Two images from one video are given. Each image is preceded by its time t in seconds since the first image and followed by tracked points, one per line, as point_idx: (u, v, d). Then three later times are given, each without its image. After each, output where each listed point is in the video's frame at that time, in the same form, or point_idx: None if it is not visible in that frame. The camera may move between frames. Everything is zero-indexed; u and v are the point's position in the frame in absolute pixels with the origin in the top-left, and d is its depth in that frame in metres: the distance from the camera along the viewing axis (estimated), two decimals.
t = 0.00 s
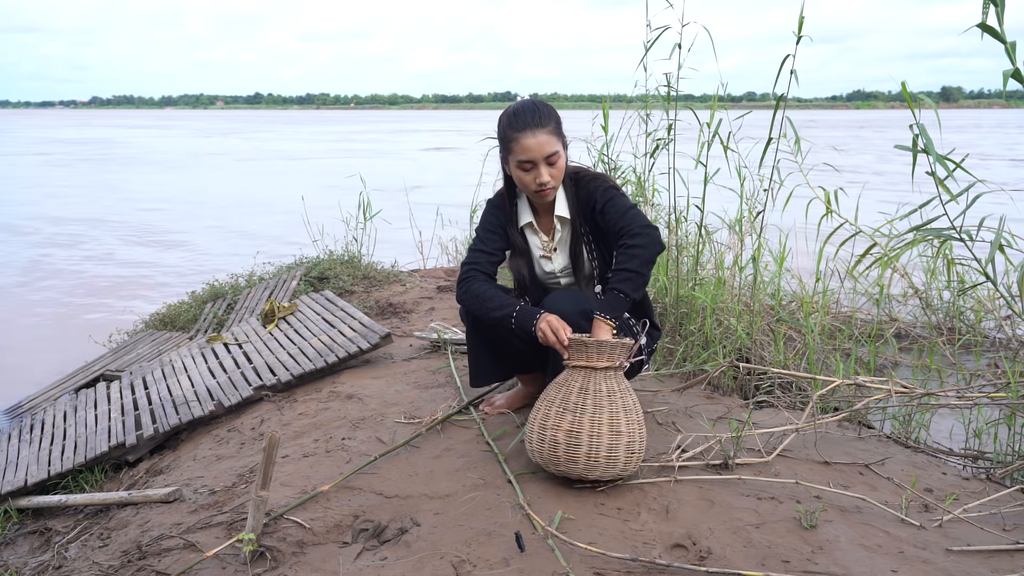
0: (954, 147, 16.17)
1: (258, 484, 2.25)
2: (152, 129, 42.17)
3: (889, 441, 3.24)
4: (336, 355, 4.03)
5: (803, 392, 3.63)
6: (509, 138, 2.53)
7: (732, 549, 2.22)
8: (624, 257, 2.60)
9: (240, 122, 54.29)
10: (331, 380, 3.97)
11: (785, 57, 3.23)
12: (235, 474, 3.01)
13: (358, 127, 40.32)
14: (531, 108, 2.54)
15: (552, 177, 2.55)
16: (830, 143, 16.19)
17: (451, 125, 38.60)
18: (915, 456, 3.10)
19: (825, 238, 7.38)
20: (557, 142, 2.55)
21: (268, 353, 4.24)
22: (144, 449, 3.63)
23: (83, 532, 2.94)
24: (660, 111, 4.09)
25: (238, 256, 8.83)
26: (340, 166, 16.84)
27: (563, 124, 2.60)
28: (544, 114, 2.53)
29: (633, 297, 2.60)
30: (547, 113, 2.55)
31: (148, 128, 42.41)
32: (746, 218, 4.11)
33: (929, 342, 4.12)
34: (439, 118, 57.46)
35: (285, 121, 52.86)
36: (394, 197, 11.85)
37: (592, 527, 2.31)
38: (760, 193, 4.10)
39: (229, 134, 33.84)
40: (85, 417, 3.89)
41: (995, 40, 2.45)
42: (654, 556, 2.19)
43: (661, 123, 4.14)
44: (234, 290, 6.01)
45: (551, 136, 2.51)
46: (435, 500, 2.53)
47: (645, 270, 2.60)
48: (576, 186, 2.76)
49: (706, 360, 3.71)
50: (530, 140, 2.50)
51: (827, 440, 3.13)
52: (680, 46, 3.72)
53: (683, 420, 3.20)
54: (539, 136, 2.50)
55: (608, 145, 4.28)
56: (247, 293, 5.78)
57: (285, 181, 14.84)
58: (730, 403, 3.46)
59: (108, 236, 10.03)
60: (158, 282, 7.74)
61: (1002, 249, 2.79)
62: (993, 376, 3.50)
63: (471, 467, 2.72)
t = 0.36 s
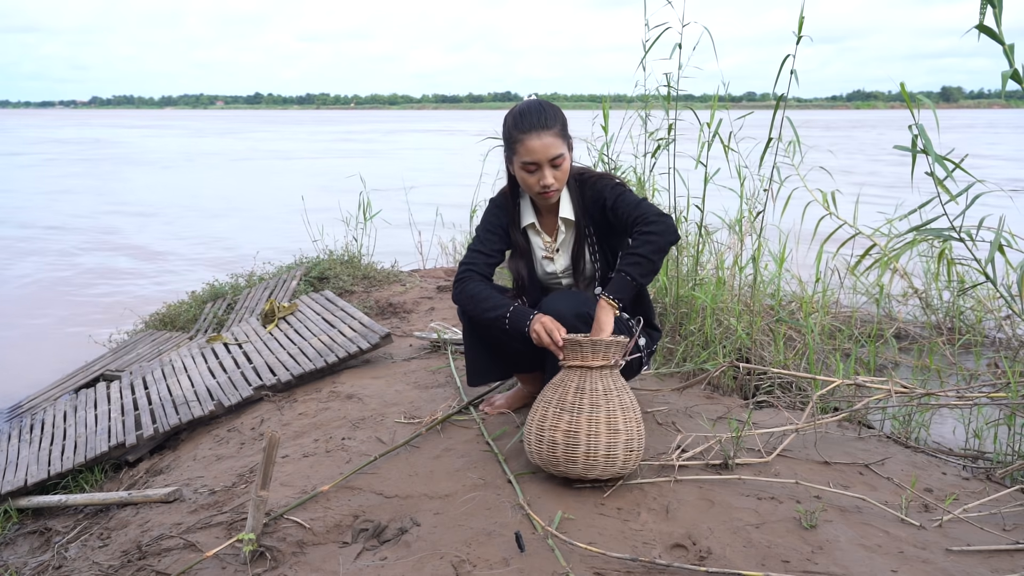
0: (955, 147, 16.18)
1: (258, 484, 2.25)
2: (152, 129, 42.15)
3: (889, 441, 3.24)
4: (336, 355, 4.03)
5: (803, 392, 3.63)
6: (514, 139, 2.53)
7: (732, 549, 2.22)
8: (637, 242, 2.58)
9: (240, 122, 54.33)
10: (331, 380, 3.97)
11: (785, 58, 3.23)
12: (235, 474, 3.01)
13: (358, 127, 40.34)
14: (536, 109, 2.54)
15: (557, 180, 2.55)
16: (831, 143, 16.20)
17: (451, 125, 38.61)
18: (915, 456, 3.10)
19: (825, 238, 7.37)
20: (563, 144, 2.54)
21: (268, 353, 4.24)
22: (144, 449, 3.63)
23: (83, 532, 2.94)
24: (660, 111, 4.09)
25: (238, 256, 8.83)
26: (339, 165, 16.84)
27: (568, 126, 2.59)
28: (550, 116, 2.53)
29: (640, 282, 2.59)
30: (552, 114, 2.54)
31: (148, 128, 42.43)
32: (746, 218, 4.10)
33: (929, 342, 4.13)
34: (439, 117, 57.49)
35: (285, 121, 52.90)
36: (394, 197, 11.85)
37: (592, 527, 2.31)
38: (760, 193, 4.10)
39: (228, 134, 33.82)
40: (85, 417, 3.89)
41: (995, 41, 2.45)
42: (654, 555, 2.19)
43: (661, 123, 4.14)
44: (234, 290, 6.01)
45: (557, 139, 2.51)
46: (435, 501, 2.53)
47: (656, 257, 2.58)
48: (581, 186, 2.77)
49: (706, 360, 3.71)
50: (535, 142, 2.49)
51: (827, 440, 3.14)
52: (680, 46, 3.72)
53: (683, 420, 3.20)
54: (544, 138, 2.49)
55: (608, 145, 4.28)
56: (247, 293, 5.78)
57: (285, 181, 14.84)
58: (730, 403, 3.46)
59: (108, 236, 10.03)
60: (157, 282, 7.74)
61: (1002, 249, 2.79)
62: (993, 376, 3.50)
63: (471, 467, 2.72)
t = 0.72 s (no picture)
0: (955, 147, 16.19)
1: (259, 484, 2.26)
2: (152, 130, 42.18)
3: (889, 441, 3.24)
4: (336, 355, 4.03)
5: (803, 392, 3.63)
6: (516, 139, 2.53)
7: (732, 549, 2.22)
8: (630, 258, 2.61)
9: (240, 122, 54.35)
10: (331, 380, 3.97)
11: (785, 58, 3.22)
12: (235, 474, 3.01)
13: (358, 127, 40.36)
14: (540, 111, 2.54)
15: (558, 181, 2.56)
16: (831, 143, 16.21)
17: (450, 125, 38.63)
18: (915, 456, 3.10)
19: (825, 239, 7.38)
20: (564, 145, 2.54)
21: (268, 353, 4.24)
22: (144, 449, 3.63)
23: (83, 532, 2.94)
24: (661, 111, 4.09)
25: (238, 256, 8.83)
26: (340, 166, 16.85)
27: (569, 126, 2.58)
28: (552, 117, 2.53)
29: (632, 298, 2.63)
30: (554, 116, 2.54)
31: (147, 129, 42.44)
32: (746, 218, 4.11)
33: (929, 342, 4.13)
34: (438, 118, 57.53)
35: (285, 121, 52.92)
36: (394, 198, 11.86)
37: (592, 528, 2.31)
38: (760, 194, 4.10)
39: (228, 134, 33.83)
40: (85, 417, 3.89)
41: (995, 41, 2.45)
42: (655, 555, 2.20)
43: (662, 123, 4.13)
44: (234, 290, 6.02)
45: (558, 140, 2.51)
46: (435, 501, 2.53)
47: (649, 273, 2.61)
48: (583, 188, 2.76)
49: (706, 360, 3.71)
50: (536, 143, 2.50)
51: (827, 440, 3.14)
52: (680, 47, 3.72)
53: (683, 420, 3.20)
54: (546, 140, 2.50)
55: (608, 145, 4.28)
56: (247, 293, 5.79)
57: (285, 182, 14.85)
58: (729, 403, 3.46)
59: (108, 236, 10.03)
60: (157, 283, 7.74)
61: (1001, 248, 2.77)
62: (993, 376, 3.50)
63: (471, 467, 2.72)
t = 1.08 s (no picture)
0: (961, 145, 16.12)
1: (264, 484, 2.28)
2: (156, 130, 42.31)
3: (895, 441, 3.23)
4: (341, 355, 4.04)
5: (808, 391, 3.62)
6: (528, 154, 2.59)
7: (738, 549, 2.22)
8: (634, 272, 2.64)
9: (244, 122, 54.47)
10: (336, 380, 3.97)
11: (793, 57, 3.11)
12: (240, 473, 3.02)
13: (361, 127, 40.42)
14: (555, 127, 2.59)
15: (567, 198, 2.57)
16: (836, 141, 16.16)
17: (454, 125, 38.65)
18: (921, 456, 3.09)
19: (830, 238, 7.36)
20: (576, 163, 2.55)
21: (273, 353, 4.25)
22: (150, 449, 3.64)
23: (89, 532, 2.95)
24: (665, 110, 4.08)
25: (243, 256, 8.84)
26: (344, 166, 16.87)
27: (586, 150, 2.58)
28: (565, 133, 2.55)
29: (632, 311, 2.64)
30: (568, 131, 2.57)
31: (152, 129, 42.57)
32: (751, 217, 4.09)
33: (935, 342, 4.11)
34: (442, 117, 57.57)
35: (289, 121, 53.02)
36: (398, 198, 11.87)
37: (597, 528, 2.32)
38: (765, 193, 4.09)
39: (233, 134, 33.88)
40: (90, 417, 3.90)
41: (999, 40, 2.44)
42: (660, 555, 2.20)
43: (666, 122, 4.11)
44: (238, 290, 6.02)
45: (567, 157, 2.53)
46: (440, 500, 2.53)
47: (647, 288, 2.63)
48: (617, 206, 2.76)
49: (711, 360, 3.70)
50: (544, 158, 2.53)
51: (832, 440, 3.13)
52: (685, 46, 3.71)
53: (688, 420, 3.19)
54: (552, 159, 2.53)
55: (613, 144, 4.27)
56: (252, 293, 5.79)
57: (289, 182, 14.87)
58: (735, 403, 3.46)
59: (113, 237, 10.06)
60: (162, 283, 7.76)
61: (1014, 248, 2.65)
62: (999, 374, 3.49)
63: (476, 467, 2.72)
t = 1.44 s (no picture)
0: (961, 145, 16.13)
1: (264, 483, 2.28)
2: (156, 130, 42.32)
3: (894, 441, 3.24)
4: (341, 355, 4.04)
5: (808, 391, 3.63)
6: (532, 139, 2.60)
7: (738, 549, 2.22)
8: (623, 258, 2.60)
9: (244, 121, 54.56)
10: (336, 380, 3.97)
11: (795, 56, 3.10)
12: (240, 473, 3.02)
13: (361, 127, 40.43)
14: (558, 113, 2.59)
15: (569, 183, 2.58)
16: (836, 141, 16.17)
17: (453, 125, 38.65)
18: (921, 456, 3.09)
19: (830, 239, 7.37)
20: (578, 148, 2.56)
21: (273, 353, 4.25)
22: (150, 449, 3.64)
23: (89, 532, 2.95)
24: (665, 111, 4.09)
25: (243, 257, 8.85)
26: (343, 166, 16.87)
27: (590, 134, 2.58)
28: (569, 119, 2.56)
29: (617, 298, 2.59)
30: (572, 117, 2.58)
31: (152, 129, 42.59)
32: (751, 217, 4.09)
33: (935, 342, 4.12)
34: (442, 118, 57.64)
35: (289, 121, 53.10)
36: (398, 198, 11.88)
37: (597, 528, 2.32)
38: (765, 193, 4.09)
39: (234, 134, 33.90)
40: (90, 417, 3.91)
41: (1000, 40, 2.45)
42: (659, 555, 2.20)
43: (666, 122, 4.11)
44: (238, 290, 6.02)
45: (571, 142, 2.53)
46: (440, 501, 2.53)
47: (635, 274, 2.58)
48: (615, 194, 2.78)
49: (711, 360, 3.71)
50: (548, 143, 2.53)
51: (832, 440, 3.13)
52: (685, 46, 3.71)
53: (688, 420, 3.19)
54: (559, 144, 2.52)
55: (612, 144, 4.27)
56: (252, 293, 5.80)
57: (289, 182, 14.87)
58: (735, 402, 3.46)
59: (113, 237, 10.06)
60: (162, 283, 7.76)
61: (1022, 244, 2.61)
62: (999, 374, 3.49)
63: (476, 467, 2.72)
